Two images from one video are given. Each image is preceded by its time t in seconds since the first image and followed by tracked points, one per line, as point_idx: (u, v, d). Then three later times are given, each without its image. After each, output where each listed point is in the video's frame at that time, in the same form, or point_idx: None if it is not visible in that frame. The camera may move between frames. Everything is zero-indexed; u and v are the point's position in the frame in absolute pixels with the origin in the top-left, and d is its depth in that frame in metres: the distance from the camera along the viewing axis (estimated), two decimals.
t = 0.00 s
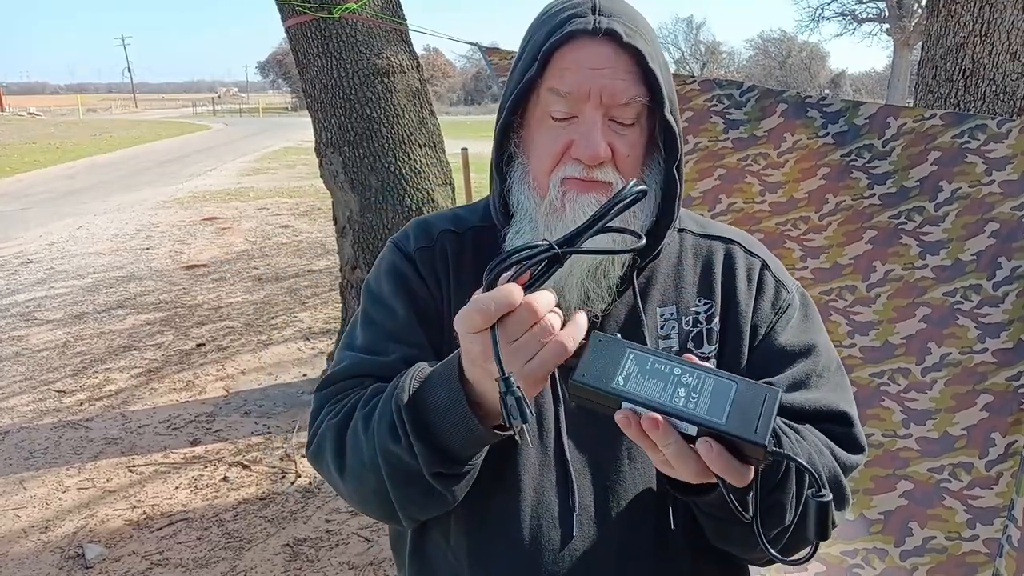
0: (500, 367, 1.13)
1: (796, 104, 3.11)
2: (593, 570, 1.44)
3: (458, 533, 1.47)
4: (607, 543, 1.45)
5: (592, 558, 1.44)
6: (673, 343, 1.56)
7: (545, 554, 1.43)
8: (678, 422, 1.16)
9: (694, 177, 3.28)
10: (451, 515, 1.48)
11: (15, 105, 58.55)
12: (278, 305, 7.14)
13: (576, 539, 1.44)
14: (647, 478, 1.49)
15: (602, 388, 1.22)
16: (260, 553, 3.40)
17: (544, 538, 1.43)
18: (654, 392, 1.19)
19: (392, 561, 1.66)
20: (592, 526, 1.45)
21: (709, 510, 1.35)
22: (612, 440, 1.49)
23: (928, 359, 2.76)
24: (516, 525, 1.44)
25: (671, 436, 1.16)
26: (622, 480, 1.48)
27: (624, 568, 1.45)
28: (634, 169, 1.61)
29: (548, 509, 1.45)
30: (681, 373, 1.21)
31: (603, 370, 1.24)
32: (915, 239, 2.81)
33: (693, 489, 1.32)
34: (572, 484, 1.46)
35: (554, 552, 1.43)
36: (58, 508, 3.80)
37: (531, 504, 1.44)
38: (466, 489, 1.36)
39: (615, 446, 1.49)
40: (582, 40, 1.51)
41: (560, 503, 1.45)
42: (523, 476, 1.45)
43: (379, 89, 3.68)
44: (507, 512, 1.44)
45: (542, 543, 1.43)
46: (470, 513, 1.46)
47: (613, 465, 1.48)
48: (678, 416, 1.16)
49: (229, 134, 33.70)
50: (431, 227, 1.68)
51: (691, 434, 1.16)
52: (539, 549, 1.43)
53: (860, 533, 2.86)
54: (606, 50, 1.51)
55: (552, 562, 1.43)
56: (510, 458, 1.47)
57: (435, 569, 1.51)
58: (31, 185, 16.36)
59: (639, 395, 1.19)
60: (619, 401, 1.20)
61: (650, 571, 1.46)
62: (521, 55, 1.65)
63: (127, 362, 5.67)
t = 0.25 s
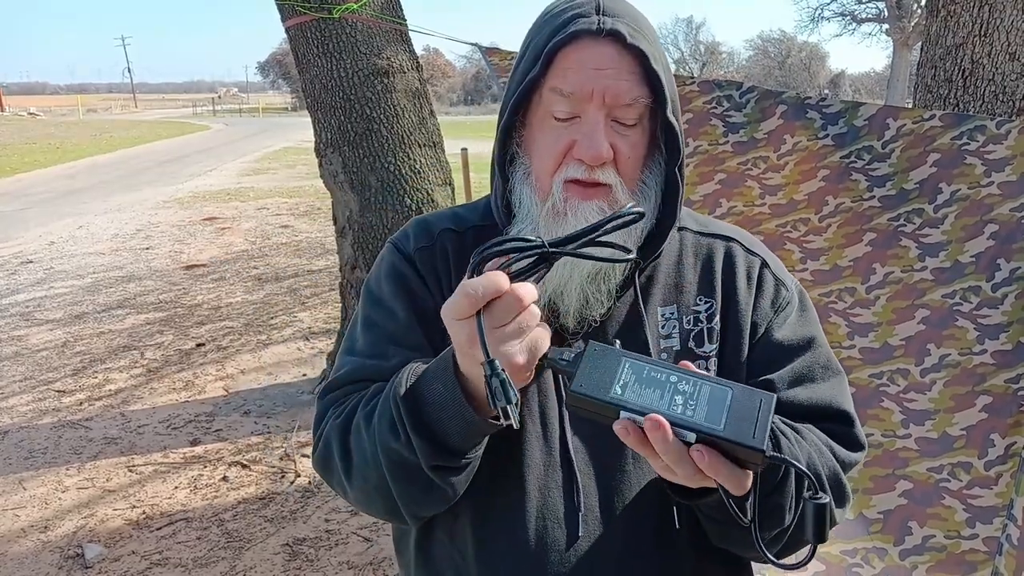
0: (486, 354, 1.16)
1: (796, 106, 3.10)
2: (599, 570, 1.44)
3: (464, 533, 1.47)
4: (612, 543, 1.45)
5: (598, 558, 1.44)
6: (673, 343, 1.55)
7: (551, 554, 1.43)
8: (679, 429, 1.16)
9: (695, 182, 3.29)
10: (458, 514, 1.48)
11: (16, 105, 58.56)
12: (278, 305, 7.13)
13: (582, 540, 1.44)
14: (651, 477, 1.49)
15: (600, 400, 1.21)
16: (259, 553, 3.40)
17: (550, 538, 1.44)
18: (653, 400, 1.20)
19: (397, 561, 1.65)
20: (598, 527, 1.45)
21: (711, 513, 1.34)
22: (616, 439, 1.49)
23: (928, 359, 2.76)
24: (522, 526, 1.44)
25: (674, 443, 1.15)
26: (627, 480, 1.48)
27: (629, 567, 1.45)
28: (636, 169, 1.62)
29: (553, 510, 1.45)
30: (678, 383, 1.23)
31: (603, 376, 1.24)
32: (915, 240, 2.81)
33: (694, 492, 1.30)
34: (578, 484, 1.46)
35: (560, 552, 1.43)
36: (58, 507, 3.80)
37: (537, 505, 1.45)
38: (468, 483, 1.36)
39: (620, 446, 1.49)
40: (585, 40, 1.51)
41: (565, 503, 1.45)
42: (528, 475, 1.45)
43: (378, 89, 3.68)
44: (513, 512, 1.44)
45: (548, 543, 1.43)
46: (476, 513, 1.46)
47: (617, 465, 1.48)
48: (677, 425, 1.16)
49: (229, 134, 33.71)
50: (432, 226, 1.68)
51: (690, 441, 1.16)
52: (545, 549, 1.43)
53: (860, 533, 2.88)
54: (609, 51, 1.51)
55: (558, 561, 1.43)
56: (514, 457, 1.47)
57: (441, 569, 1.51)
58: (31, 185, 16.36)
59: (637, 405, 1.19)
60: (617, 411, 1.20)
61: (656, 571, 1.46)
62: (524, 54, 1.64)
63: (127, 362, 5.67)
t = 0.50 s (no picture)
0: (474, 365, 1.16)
1: (795, 105, 3.10)
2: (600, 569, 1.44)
3: (464, 532, 1.47)
4: (612, 542, 1.44)
5: (599, 557, 1.44)
6: (671, 343, 1.56)
7: (551, 553, 1.43)
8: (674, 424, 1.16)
9: (695, 182, 3.29)
10: (458, 514, 1.48)
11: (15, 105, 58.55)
12: (278, 305, 7.13)
13: (583, 538, 1.44)
14: (651, 477, 1.49)
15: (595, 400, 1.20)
16: (259, 553, 3.40)
17: (550, 537, 1.43)
18: (647, 398, 1.20)
19: (397, 561, 1.65)
20: (599, 526, 1.45)
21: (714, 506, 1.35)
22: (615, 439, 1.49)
23: (928, 359, 2.76)
24: (523, 525, 1.44)
25: (672, 436, 1.15)
26: (627, 478, 1.48)
27: (629, 567, 1.44)
28: (634, 168, 1.61)
29: (553, 508, 1.45)
30: (668, 380, 1.24)
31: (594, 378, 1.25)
32: (914, 240, 2.81)
33: (694, 488, 1.33)
34: (577, 483, 1.46)
35: (561, 551, 1.43)
36: (57, 507, 3.80)
37: (537, 504, 1.44)
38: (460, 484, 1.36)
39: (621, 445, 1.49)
40: (582, 40, 1.51)
41: (565, 502, 1.45)
42: (528, 475, 1.45)
43: (378, 89, 3.68)
44: (513, 511, 1.44)
45: (548, 542, 1.43)
46: (476, 513, 1.46)
47: (618, 464, 1.48)
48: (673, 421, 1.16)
49: (229, 134, 33.72)
50: (432, 225, 1.68)
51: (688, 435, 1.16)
52: (546, 548, 1.43)
53: (860, 533, 2.87)
54: (606, 51, 1.51)
55: (558, 560, 1.43)
56: (514, 457, 1.47)
57: (441, 569, 1.50)
58: (31, 185, 16.37)
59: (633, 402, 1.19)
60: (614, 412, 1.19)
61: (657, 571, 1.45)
62: (520, 55, 1.64)
63: (126, 362, 5.67)
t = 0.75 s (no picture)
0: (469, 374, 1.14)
1: (796, 105, 3.10)
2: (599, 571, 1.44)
3: (462, 534, 1.47)
4: (611, 545, 1.45)
5: (598, 559, 1.44)
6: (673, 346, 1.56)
7: (550, 556, 1.43)
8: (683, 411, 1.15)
9: (695, 179, 3.28)
10: (456, 516, 1.48)
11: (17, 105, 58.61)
12: (278, 305, 7.14)
13: (582, 541, 1.43)
14: (652, 479, 1.49)
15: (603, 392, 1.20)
16: (260, 553, 3.40)
17: (549, 539, 1.43)
18: (656, 382, 1.20)
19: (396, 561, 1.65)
20: (598, 529, 1.45)
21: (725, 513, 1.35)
22: (615, 441, 1.48)
23: (929, 359, 2.76)
24: (522, 527, 1.44)
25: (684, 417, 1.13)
26: (627, 481, 1.47)
27: (629, 569, 1.45)
28: (634, 169, 1.61)
29: (553, 511, 1.45)
30: (676, 366, 1.23)
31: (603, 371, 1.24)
32: (915, 240, 2.81)
33: (705, 492, 1.34)
34: (577, 486, 1.45)
35: (559, 554, 1.43)
36: (58, 507, 3.80)
37: (536, 506, 1.44)
38: (449, 492, 1.36)
39: (620, 448, 1.48)
40: (580, 41, 1.51)
41: (565, 504, 1.45)
42: (528, 478, 1.45)
43: (379, 89, 3.68)
44: (512, 513, 1.44)
45: (547, 545, 1.43)
46: (475, 515, 1.46)
47: (617, 467, 1.48)
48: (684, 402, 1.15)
49: (230, 134, 33.73)
50: (432, 230, 1.68)
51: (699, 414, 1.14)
52: (544, 551, 1.43)
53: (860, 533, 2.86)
54: (604, 50, 1.51)
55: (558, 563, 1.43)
56: (514, 460, 1.47)
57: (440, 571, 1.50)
58: (32, 184, 16.38)
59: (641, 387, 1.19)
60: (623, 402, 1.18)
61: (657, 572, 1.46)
62: (519, 58, 1.64)
63: (127, 362, 5.68)
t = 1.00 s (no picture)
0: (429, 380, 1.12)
1: (796, 103, 3.08)
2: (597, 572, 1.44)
3: (459, 535, 1.47)
4: (609, 544, 1.45)
5: (596, 559, 1.44)
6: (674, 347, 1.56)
7: (547, 557, 1.43)
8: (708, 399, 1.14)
9: (694, 176, 3.28)
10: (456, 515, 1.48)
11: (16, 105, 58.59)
12: (278, 305, 7.14)
13: (578, 542, 1.44)
14: (650, 479, 1.48)
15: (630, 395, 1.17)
16: (260, 553, 3.40)
17: (546, 540, 1.44)
18: (681, 376, 1.20)
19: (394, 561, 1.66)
20: (595, 529, 1.45)
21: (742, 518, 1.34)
22: (612, 440, 1.48)
23: (928, 356, 2.77)
24: (518, 529, 1.44)
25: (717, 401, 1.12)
26: (624, 482, 1.47)
27: (628, 569, 1.45)
28: (636, 168, 1.61)
29: (550, 512, 1.45)
30: (691, 359, 1.24)
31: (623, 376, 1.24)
32: (915, 237, 2.81)
33: (737, 500, 1.32)
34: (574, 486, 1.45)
35: (557, 554, 1.43)
36: (57, 507, 3.80)
37: (533, 507, 1.45)
38: (422, 489, 1.34)
39: (617, 448, 1.48)
40: (579, 41, 1.51)
41: (562, 505, 1.45)
42: (525, 479, 1.46)
43: (378, 88, 3.68)
44: (508, 514, 1.45)
45: (544, 545, 1.43)
46: (474, 515, 1.46)
47: (614, 467, 1.48)
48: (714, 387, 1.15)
49: (229, 134, 33.73)
50: (429, 231, 1.68)
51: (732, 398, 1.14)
52: (541, 552, 1.43)
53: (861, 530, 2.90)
54: (603, 50, 1.51)
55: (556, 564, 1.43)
56: (512, 460, 1.46)
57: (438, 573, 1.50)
58: (31, 185, 16.37)
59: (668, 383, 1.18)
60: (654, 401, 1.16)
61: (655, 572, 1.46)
62: (518, 61, 1.64)
63: (127, 362, 5.67)
